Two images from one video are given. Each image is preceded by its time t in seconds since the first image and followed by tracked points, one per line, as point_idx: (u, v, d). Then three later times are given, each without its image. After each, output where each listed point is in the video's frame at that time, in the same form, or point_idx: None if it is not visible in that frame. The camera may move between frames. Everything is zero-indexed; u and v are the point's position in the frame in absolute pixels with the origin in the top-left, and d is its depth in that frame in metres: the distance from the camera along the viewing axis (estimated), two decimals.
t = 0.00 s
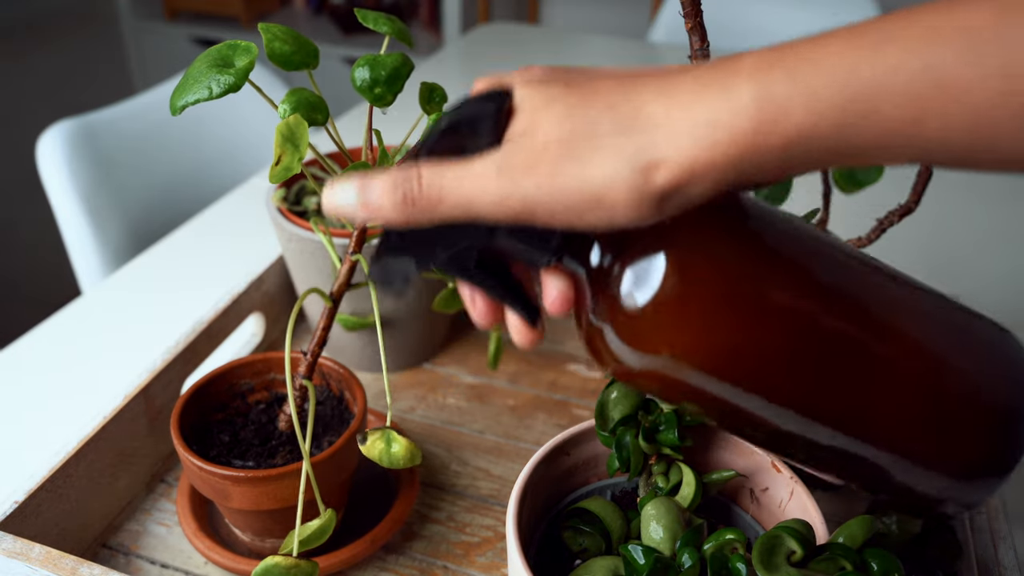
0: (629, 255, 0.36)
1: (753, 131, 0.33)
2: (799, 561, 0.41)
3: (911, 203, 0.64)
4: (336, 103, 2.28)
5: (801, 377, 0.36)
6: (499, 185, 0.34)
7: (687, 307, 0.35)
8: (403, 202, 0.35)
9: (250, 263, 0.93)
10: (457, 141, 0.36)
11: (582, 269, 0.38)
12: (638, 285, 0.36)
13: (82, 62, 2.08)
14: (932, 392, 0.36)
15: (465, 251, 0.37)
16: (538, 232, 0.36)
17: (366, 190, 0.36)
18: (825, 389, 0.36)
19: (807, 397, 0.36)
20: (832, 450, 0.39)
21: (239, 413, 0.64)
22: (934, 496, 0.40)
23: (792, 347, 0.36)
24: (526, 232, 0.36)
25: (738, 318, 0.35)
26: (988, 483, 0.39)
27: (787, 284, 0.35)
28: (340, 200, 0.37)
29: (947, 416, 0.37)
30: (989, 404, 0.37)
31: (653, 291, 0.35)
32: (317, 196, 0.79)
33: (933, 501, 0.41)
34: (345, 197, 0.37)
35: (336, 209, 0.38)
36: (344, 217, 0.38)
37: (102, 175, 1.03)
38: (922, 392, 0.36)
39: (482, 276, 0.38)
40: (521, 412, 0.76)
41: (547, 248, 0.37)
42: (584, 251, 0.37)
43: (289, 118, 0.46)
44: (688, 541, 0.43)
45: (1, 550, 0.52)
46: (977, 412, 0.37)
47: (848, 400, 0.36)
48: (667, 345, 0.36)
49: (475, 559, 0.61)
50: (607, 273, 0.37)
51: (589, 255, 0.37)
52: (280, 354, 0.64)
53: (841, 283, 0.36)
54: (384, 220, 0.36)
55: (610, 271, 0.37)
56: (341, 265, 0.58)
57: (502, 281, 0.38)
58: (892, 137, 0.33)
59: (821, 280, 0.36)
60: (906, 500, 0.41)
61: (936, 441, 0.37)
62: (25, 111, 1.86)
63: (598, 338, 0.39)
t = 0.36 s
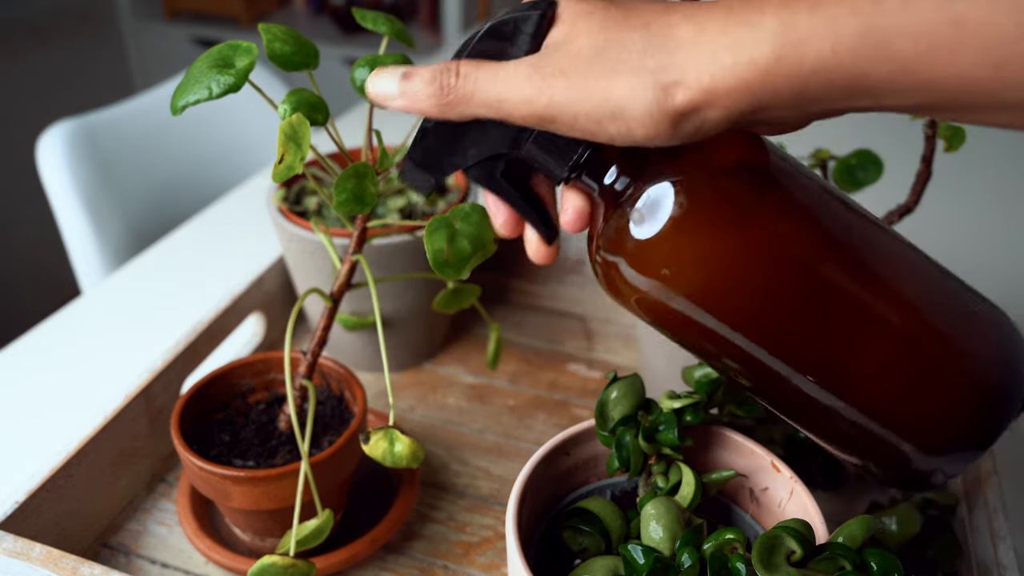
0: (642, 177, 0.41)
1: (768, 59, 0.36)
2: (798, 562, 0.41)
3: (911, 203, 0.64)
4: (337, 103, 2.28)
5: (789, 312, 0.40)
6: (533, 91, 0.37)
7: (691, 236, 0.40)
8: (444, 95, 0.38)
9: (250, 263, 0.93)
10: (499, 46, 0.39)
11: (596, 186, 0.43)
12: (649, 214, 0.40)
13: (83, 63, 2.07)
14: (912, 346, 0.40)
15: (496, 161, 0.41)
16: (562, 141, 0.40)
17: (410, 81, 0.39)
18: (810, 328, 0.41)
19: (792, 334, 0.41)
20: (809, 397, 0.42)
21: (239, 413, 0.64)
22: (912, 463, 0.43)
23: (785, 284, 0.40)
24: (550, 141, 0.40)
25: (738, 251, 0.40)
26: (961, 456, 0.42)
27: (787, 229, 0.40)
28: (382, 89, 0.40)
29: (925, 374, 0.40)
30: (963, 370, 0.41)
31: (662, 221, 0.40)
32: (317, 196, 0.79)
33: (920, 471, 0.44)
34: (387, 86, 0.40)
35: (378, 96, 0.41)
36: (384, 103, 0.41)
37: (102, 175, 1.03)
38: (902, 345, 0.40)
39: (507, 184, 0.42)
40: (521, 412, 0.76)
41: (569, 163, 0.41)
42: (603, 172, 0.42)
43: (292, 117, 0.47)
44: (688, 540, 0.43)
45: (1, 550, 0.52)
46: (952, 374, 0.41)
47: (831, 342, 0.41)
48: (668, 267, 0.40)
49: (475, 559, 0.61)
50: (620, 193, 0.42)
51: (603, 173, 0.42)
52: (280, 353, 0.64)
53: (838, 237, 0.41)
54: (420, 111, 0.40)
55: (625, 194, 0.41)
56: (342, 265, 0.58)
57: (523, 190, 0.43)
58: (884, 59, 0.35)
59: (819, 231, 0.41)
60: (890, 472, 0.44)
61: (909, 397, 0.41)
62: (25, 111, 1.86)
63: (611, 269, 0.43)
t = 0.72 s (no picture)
0: (703, 165, 0.44)
1: (850, 77, 0.39)
2: (798, 562, 0.41)
3: (910, 203, 0.64)
4: (336, 103, 2.28)
5: (824, 315, 0.43)
6: (623, 72, 0.41)
7: (738, 232, 0.43)
8: (533, 54, 0.42)
9: (251, 262, 0.93)
10: (594, 17, 0.42)
11: (658, 164, 0.46)
12: (698, 208, 0.43)
13: (83, 63, 2.08)
14: (931, 369, 0.43)
15: (571, 124, 0.45)
16: (633, 118, 0.44)
17: (504, 35, 0.42)
18: (843, 333, 0.43)
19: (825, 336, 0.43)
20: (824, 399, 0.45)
21: (239, 413, 0.63)
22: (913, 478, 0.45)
23: (822, 291, 0.43)
24: (622, 116, 0.44)
25: (781, 254, 0.43)
26: (959, 482, 0.45)
27: (831, 239, 0.43)
28: (479, 40, 0.43)
29: (939, 396, 0.44)
30: (973, 401, 0.44)
31: (708, 219, 0.43)
32: (317, 196, 0.79)
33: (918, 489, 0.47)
34: (484, 39, 0.43)
35: (472, 45, 0.44)
36: (477, 53, 0.44)
37: (103, 175, 1.03)
38: (923, 364, 0.43)
39: (570, 145, 0.47)
40: (521, 413, 0.76)
41: (635, 141, 0.44)
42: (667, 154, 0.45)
43: (289, 118, 0.47)
44: (688, 541, 0.43)
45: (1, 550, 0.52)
46: (963, 400, 0.44)
47: (860, 350, 0.43)
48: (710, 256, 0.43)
49: (475, 559, 0.61)
50: (679, 175, 0.45)
51: (666, 154, 0.45)
52: (280, 353, 0.64)
53: (877, 255, 0.44)
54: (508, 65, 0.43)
55: (685, 177, 0.44)
56: (342, 266, 0.58)
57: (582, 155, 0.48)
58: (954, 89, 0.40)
59: (861, 246, 0.43)
60: (888, 488, 0.47)
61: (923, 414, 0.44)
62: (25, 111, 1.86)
63: (662, 251, 0.45)
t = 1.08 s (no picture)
0: (730, 148, 0.44)
1: (888, 74, 0.40)
2: (799, 562, 0.41)
3: (910, 203, 0.64)
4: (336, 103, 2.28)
5: (831, 311, 0.43)
6: (663, 44, 0.42)
7: (755, 225, 0.43)
8: (574, 10, 0.44)
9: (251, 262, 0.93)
10: None
11: (683, 142, 0.46)
12: (714, 198, 0.44)
13: (84, 63, 2.08)
14: (931, 377, 0.44)
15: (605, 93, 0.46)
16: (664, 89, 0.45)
17: None
18: (848, 331, 0.43)
19: (829, 334, 0.44)
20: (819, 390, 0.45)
21: (239, 413, 0.63)
22: (898, 479, 0.46)
23: (832, 290, 0.43)
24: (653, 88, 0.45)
25: (796, 247, 0.43)
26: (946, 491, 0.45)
27: (846, 240, 0.43)
28: None
29: (939, 404, 0.44)
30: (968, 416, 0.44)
31: (725, 207, 0.44)
32: (317, 196, 0.79)
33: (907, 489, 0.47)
34: None
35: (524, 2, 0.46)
36: (527, 8, 0.47)
37: (103, 176, 1.03)
38: (920, 369, 0.43)
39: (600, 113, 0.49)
40: (521, 413, 0.76)
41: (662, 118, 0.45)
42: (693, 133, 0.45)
43: (286, 123, 0.47)
44: (688, 541, 0.43)
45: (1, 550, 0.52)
46: (956, 408, 0.44)
47: (865, 352, 0.43)
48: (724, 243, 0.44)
49: (476, 559, 0.61)
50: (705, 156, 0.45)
51: (695, 132, 0.45)
52: (280, 353, 0.64)
53: (891, 259, 0.44)
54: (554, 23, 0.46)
55: (710, 158, 0.45)
56: (342, 266, 0.58)
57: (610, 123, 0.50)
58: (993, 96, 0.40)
59: (874, 248, 0.44)
60: (874, 489, 0.48)
61: (916, 420, 0.44)
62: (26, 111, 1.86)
63: (681, 238, 0.46)
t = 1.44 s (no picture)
0: (771, 217, 0.47)
1: (913, 145, 0.43)
2: (799, 562, 0.41)
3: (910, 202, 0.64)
4: (337, 103, 2.28)
5: (884, 369, 0.46)
6: (702, 123, 0.44)
7: (804, 287, 0.46)
8: (619, 94, 0.46)
9: (252, 262, 0.93)
10: (681, 69, 0.47)
11: (729, 211, 0.48)
12: (766, 260, 0.46)
13: (84, 62, 2.08)
14: (981, 423, 0.47)
15: (652, 165, 0.46)
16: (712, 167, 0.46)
17: (597, 81, 0.47)
18: (899, 386, 0.46)
19: (882, 388, 0.46)
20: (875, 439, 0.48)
21: (239, 413, 0.63)
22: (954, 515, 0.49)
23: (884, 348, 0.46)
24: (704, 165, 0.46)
25: (846, 307, 0.46)
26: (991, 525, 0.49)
27: (890, 297, 0.46)
28: (575, 85, 0.49)
29: (987, 445, 0.47)
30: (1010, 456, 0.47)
31: (778, 266, 0.46)
32: (317, 196, 0.79)
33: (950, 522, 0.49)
34: (580, 84, 0.48)
35: (571, 91, 0.49)
36: (573, 97, 0.49)
37: (103, 176, 1.03)
38: (969, 415, 0.46)
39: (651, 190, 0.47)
40: (521, 413, 0.76)
41: (710, 189, 0.46)
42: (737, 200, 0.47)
43: (293, 117, 0.47)
44: (688, 541, 0.43)
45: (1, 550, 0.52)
46: (1006, 447, 0.47)
47: (916, 404, 0.46)
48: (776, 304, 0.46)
49: (475, 559, 0.61)
50: (750, 223, 0.47)
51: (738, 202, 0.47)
52: (280, 353, 0.64)
53: (932, 312, 0.47)
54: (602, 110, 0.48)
55: (755, 225, 0.47)
56: (342, 265, 0.58)
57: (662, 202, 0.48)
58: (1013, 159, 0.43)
59: (917, 305, 0.46)
60: (928, 522, 0.51)
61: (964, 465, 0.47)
62: (26, 111, 1.86)
63: (731, 294, 0.48)
